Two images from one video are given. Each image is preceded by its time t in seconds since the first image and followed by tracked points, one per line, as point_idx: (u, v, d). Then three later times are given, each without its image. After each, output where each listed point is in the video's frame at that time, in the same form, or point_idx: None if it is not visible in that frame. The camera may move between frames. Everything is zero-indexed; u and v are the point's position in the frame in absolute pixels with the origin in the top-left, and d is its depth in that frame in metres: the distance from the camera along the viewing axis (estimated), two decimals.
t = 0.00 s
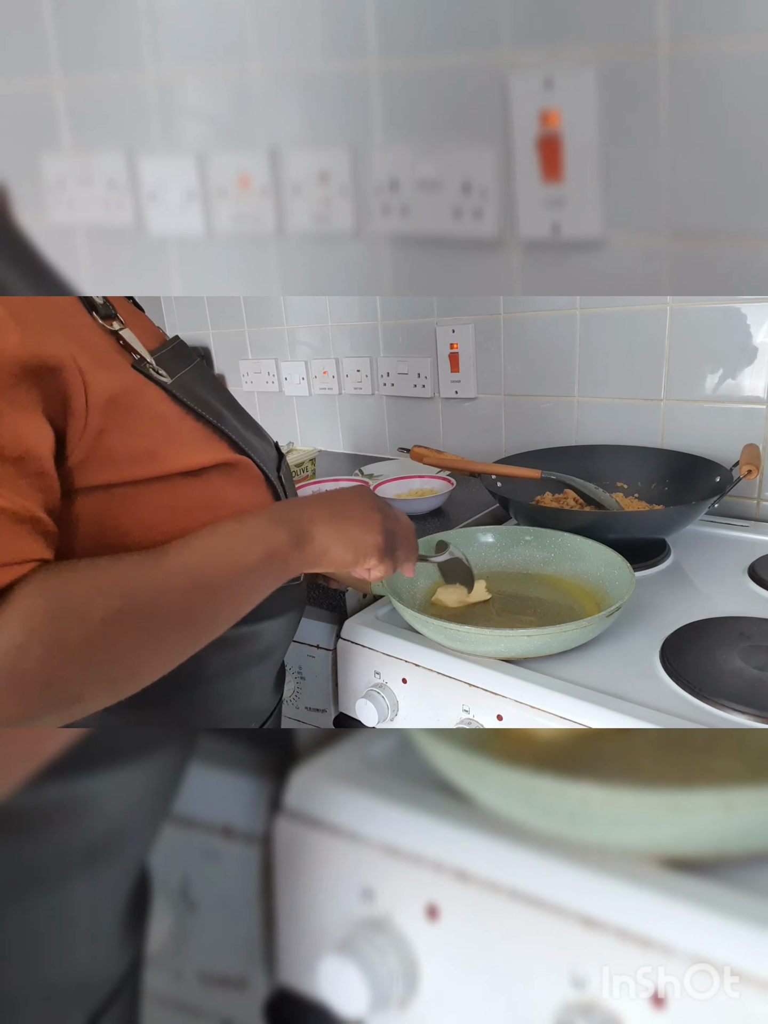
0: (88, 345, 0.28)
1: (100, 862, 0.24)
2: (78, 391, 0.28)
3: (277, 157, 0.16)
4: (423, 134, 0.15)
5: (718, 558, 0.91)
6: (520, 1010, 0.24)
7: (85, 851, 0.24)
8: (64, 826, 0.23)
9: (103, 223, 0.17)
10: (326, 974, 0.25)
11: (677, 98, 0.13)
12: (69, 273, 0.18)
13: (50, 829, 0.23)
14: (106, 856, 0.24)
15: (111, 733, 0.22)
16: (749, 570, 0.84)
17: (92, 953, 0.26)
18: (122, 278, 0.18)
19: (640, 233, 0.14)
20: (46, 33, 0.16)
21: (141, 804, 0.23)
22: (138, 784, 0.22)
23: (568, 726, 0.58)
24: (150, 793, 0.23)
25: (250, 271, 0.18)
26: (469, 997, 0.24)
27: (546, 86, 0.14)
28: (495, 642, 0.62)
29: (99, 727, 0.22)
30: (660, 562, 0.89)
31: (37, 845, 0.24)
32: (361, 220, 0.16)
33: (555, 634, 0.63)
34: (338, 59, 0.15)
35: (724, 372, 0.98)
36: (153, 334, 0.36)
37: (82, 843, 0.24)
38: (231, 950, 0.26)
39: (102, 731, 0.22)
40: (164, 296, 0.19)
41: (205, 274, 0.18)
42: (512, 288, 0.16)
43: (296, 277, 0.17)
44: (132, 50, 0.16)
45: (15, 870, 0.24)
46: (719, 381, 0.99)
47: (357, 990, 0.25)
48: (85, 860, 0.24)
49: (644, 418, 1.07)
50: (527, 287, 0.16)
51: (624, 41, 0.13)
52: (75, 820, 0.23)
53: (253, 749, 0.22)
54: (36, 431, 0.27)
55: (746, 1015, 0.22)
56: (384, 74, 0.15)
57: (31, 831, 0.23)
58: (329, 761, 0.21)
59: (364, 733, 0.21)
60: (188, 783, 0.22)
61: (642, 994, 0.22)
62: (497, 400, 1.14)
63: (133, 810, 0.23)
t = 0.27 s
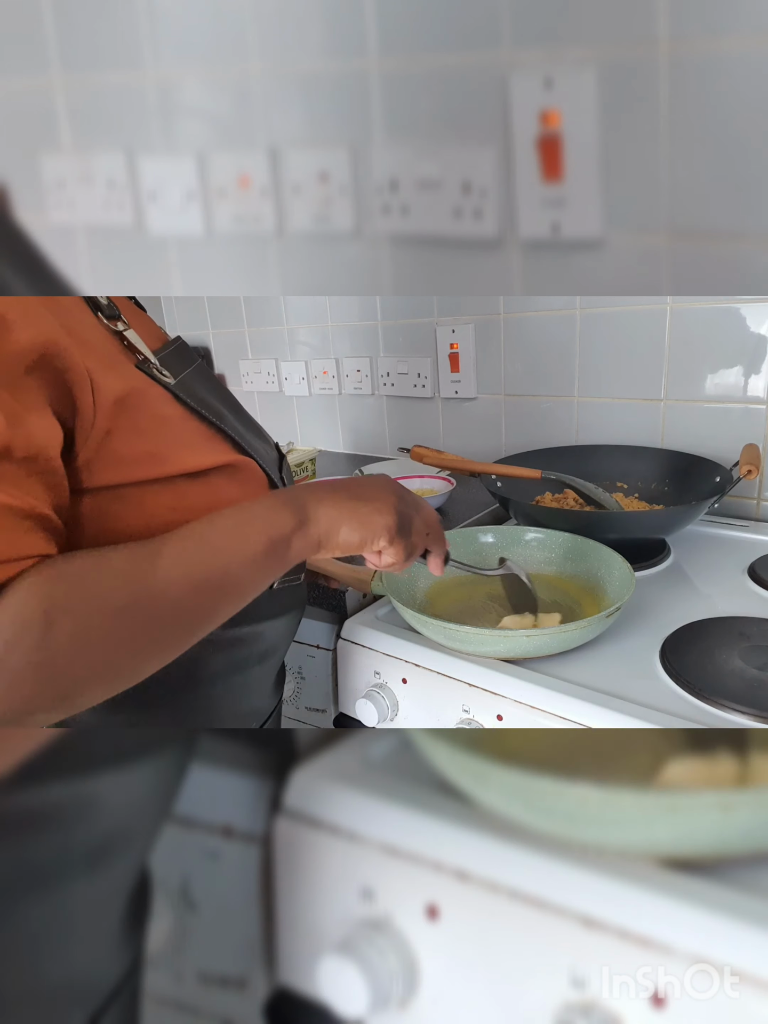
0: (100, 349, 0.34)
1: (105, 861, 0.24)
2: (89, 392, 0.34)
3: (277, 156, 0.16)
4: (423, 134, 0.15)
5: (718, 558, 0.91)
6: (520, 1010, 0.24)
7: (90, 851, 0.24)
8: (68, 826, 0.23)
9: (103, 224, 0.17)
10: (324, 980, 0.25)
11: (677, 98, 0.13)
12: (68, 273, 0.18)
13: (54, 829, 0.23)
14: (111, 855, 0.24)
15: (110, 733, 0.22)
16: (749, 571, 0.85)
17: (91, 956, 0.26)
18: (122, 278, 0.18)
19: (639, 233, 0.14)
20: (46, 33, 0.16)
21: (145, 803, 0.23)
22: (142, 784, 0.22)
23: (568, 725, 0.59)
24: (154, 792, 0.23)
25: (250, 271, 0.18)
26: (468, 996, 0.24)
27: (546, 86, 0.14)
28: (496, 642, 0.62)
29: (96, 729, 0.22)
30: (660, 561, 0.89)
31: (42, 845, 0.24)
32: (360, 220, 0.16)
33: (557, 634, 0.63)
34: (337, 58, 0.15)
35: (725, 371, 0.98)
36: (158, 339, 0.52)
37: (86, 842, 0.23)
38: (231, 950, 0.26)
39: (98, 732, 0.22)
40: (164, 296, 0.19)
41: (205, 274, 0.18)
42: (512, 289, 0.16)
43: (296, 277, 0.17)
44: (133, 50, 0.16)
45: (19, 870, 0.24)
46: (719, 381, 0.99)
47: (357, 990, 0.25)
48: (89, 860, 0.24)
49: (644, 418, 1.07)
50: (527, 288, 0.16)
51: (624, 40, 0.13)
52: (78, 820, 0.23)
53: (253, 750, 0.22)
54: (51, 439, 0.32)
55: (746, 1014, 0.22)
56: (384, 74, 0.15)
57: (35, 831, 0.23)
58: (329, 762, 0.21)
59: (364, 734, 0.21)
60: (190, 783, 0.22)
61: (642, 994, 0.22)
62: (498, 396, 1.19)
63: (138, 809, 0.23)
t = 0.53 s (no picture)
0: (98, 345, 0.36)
1: (101, 864, 0.24)
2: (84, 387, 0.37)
3: (277, 157, 0.16)
4: (423, 135, 0.15)
5: (718, 558, 0.91)
6: (520, 1011, 0.23)
7: (87, 852, 0.24)
8: (65, 827, 0.23)
9: (103, 223, 0.17)
10: (324, 979, 0.25)
11: (677, 97, 0.13)
12: (68, 273, 0.18)
13: (51, 830, 0.23)
14: (108, 857, 0.24)
15: (109, 733, 0.21)
16: (750, 571, 0.85)
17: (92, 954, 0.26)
18: (121, 278, 0.18)
19: (640, 232, 0.14)
20: (45, 33, 0.16)
21: (142, 806, 0.23)
22: (140, 787, 0.22)
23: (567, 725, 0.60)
24: (151, 795, 0.22)
25: (250, 271, 0.18)
26: (468, 997, 0.24)
27: (546, 85, 0.14)
28: (496, 642, 0.62)
29: (94, 730, 0.21)
30: (661, 561, 0.89)
31: (39, 846, 0.24)
32: (361, 219, 0.16)
33: (556, 634, 0.63)
34: (337, 57, 0.15)
35: (724, 370, 0.98)
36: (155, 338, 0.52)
37: (82, 844, 0.23)
38: (231, 950, 0.26)
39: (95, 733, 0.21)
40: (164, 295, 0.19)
41: (205, 273, 0.18)
42: (513, 289, 0.16)
43: (296, 277, 0.17)
44: (133, 50, 0.16)
45: (17, 870, 0.24)
46: (719, 380, 0.99)
47: (356, 991, 0.25)
48: (86, 861, 0.24)
49: (644, 418, 1.07)
50: (527, 288, 0.16)
51: (624, 41, 0.13)
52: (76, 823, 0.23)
53: (253, 751, 0.22)
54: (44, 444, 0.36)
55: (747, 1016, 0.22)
56: (384, 74, 0.15)
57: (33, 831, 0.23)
58: (329, 763, 0.21)
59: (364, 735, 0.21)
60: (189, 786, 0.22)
61: (642, 995, 0.22)
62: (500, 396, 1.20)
63: (135, 811, 0.23)
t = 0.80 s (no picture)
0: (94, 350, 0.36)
1: (99, 863, 0.24)
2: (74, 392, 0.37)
3: (277, 157, 0.16)
4: (424, 134, 0.15)
5: (718, 558, 0.91)
6: (522, 1012, 0.23)
7: (85, 851, 0.24)
8: (62, 826, 0.23)
9: (102, 223, 0.17)
10: (323, 983, 0.25)
11: (678, 97, 0.13)
12: (67, 273, 0.18)
13: (49, 829, 0.23)
14: (106, 855, 0.24)
15: (106, 733, 0.22)
16: (750, 571, 0.85)
17: (90, 953, 0.26)
18: (121, 278, 0.18)
19: (639, 232, 0.14)
20: (46, 33, 0.16)
21: (140, 804, 0.23)
22: (139, 785, 0.22)
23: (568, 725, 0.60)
24: (150, 793, 0.22)
25: (250, 271, 0.18)
26: (469, 997, 0.24)
27: (546, 85, 0.14)
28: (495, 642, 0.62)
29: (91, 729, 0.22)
30: (661, 561, 0.89)
31: (36, 845, 0.24)
32: (360, 219, 0.16)
33: (556, 634, 0.63)
34: (338, 57, 0.15)
35: (725, 370, 0.98)
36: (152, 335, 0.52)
37: (80, 842, 0.23)
38: (231, 951, 0.26)
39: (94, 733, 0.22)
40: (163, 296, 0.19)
41: (204, 274, 0.18)
42: (512, 289, 0.16)
43: (296, 277, 0.17)
44: (133, 51, 0.16)
45: (14, 869, 0.24)
46: (719, 380, 0.99)
47: (356, 993, 0.24)
48: (84, 860, 0.24)
49: (644, 418, 1.07)
50: (527, 287, 0.16)
51: (625, 40, 0.13)
52: (74, 822, 0.23)
53: (253, 750, 0.21)
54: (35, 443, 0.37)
55: (747, 1016, 0.22)
56: (384, 73, 0.15)
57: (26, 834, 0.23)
58: (328, 762, 0.21)
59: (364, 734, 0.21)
60: (187, 783, 0.22)
61: (642, 994, 0.22)
62: (499, 397, 1.21)
63: (132, 810, 0.23)
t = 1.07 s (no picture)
0: (94, 346, 0.37)
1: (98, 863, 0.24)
2: (79, 389, 0.38)
3: (277, 157, 0.16)
4: (424, 135, 0.15)
5: (718, 558, 0.91)
6: (522, 1011, 0.23)
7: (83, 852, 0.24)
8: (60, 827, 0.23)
9: (102, 223, 0.17)
10: (324, 978, 0.25)
11: (678, 96, 0.13)
12: (67, 273, 0.18)
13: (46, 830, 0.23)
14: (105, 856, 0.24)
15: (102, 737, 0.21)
16: (749, 570, 0.85)
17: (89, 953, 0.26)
18: (120, 278, 0.18)
19: (640, 233, 0.14)
20: (47, 34, 0.16)
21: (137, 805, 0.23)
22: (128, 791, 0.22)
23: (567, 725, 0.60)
24: (147, 795, 0.22)
25: (250, 271, 0.18)
26: (469, 997, 0.24)
27: (546, 86, 0.14)
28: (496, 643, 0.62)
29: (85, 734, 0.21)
30: (661, 561, 0.90)
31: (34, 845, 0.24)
32: (360, 219, 0.16)
33: (556, 634, 0.64)
34: (338, 58, 0.15)
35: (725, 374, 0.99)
36: (146, 335, 0.53)
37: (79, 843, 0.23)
38: (232, 950, 0.26)
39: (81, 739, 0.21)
40: (163, 297, 0.19)
41: (204, 273, 0.18)
42: (512, 289, 0.16)
43: (296, 277, 0.17)
44: (134, 51, 0.16)
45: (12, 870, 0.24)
46: (718, 381, 0.99)
47: (357, 991, 0.25)
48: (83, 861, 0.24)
49: (644, 418, 1.07)
50: (527, 288, 0.16)
51: (624, 40, 0.13)
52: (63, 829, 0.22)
53: (252, 750, 0.22)
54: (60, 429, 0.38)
55: (746, 1015, 0.22)
56: (384, 75, 0.15)
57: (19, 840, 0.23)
58: (328, 763, 0.21)
59: (363, 733, 0.21)
60: (183, 787, 0.22)
61: (642, 994, 0.22)
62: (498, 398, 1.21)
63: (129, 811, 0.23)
